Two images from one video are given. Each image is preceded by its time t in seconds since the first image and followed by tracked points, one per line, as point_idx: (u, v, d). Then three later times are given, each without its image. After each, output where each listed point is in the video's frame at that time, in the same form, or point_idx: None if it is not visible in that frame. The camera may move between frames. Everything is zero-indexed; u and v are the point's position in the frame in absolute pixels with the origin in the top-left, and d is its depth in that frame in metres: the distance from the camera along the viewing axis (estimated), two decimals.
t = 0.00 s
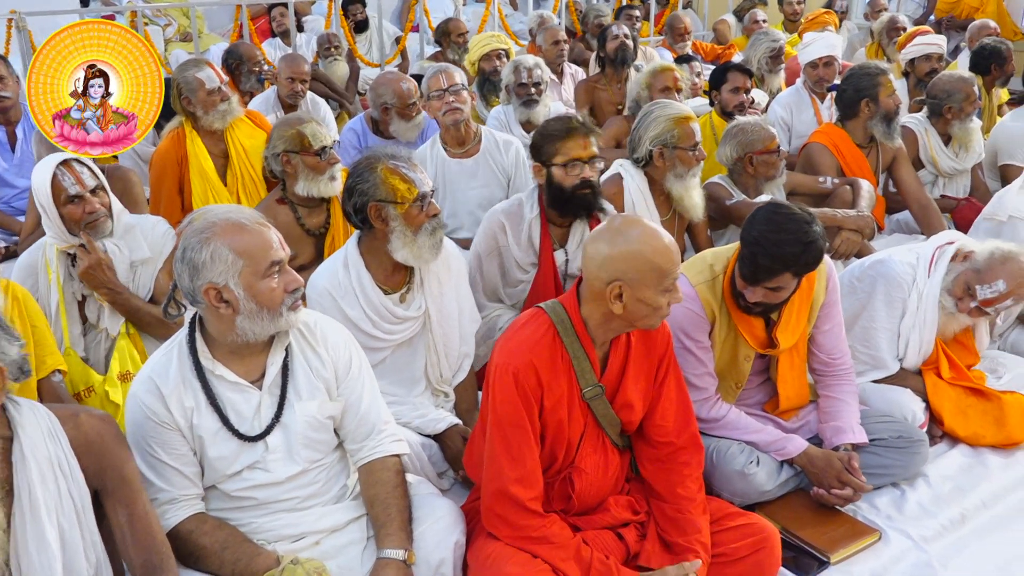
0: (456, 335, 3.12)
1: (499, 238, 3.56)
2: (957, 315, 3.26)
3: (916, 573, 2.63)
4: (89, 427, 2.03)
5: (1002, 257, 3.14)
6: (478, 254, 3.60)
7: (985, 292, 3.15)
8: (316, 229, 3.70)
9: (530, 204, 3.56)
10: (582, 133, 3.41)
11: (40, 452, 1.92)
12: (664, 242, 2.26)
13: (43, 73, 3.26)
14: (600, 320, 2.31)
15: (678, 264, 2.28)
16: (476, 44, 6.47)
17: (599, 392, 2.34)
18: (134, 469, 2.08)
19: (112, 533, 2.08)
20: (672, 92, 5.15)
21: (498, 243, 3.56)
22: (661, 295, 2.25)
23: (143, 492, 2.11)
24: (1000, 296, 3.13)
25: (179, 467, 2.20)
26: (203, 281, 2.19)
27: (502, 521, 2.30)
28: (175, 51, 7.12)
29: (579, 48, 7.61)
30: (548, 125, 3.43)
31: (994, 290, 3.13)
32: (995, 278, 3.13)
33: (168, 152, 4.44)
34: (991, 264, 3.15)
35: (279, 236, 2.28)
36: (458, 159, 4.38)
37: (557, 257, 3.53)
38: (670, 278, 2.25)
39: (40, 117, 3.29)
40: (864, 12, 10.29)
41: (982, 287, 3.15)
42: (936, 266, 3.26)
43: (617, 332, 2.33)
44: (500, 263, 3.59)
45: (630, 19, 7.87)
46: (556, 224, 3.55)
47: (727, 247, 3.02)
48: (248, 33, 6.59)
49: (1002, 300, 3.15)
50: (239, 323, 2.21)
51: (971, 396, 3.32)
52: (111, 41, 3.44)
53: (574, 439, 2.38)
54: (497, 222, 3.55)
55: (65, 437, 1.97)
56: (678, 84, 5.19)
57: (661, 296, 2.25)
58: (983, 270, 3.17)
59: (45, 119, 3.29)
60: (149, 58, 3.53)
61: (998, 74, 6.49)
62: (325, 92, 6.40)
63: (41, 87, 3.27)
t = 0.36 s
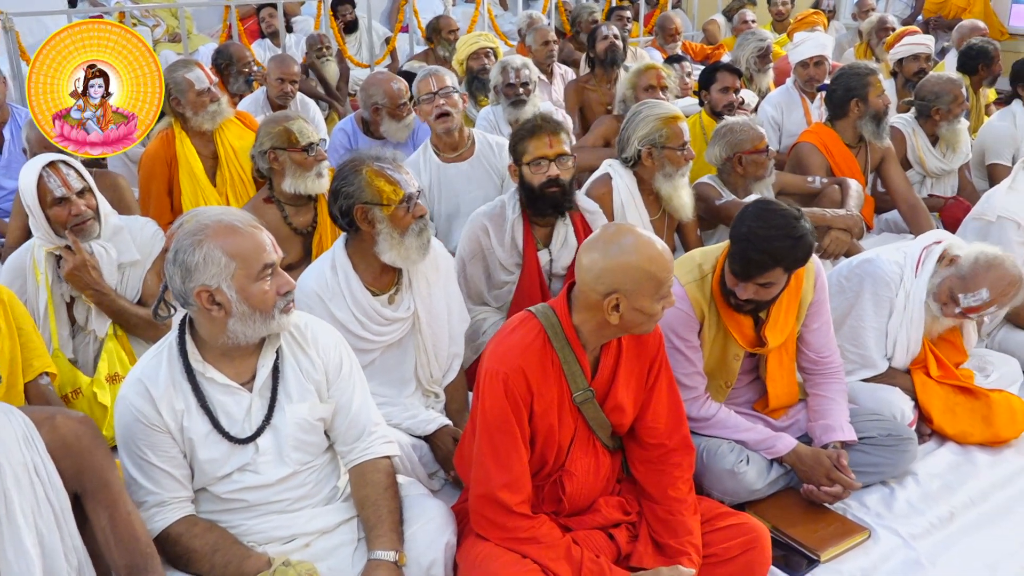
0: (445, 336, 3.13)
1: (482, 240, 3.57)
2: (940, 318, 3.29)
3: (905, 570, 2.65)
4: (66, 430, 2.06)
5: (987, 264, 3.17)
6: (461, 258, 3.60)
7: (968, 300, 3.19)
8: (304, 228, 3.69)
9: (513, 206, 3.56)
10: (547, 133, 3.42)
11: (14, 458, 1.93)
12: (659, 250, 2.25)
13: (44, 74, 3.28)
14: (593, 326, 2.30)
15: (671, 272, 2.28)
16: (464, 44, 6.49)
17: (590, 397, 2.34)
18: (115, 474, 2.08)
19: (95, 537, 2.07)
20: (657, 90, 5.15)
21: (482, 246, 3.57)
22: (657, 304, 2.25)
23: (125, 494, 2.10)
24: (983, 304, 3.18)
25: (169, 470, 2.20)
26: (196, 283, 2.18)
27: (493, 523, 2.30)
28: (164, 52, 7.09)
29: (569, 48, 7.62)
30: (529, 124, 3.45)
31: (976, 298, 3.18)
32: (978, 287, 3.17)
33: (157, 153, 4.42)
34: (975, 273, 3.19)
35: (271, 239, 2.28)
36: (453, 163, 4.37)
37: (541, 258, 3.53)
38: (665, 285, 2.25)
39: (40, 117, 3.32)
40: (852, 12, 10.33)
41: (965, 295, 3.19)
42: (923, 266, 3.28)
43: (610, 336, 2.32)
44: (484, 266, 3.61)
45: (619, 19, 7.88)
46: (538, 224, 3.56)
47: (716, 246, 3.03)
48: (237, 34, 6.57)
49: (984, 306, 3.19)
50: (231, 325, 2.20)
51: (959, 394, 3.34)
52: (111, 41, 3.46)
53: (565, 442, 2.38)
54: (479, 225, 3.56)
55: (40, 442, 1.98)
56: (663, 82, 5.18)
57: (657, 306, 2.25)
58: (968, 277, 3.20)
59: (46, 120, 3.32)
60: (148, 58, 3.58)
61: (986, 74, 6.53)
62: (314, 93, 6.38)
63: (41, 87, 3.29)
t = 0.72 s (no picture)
0: (436, 337, 3.13)
1: (473, 240, 3.58)
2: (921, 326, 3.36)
3: (896, 569, 2.66)
4: (63, 435, 2.02)
5: (966, 293, 3.14)
6: (453, 258, 3.59)
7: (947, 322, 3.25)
8: (295, 228, 3.68)
9: (503, 205, 3.56)
10: (530, 134, 3.41)
11: (12, 464, 1.92)
12: (654, 254, 2.24)
13: (44, 73, 3.18)
14: (587, 329, 2.29)
15: (667, 274, 2.27)
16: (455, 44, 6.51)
17: (583, 399, 2.34)
18: (111, 479, 2.07)
19: (90, 540, 2.06)
20: (644, 90, 5.14)
21: (472, 245, 3.58)
22: (652, 308, 2.24)
23: (120, 500, 2.09)
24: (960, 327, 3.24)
25: (160, 470, 2.19)
26: (189, 284, 2.17)
27: (485, 525, 2.30)
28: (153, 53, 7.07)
29: (559, 48, 7.63)
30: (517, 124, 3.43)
31: (954, 322, 3.23)
32: (955, 314, 3.20)
33: (146, 155, 4.40)
34: (953, 300, 3.18)
35: (265, 240, 2.27)
36: (443, 183, 4.35)
37: (531, 257, 3.53)
38: (660, 289, 2.24)
39: (40, 117, 3.22)
40: (842, 11, 10.37)
41: (943, 319, 3.24)
42: (914, 268, 3.26)
43: (603, 339, 2.31)
44: (475, 264, 3.60)
45: (609, 19, 7.89)
46: (528, 223, 3.54)
47: (709, 246, 3.04)
48: (226, 35, 6.55)
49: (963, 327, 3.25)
50: (224, 326, 2.19)
51: (949, 393, 3.36)
52: (110, 41, 3.36)
53: (557, 444, 2.38)
54: (470, 224, 3.56)
55: (37, 447, 1.97)
56: (649, 81, 5.17)
57: (652, 310, 2.24)
58: (947, 303, 3.20)
59: (45, 119, 3.23)
60: (148, 58, 3.50)
61: (974, 73, 6.56)
62: (305, 94, 6.37)
63: (41, 87, 3.20)
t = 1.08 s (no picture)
0: (428, 336, 3.13)
1: (466, 240, 3.57)
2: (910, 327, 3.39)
3: (888, 567, 2.66)
4: (64, 440, 2.01)
5: (963, 301, 3.15)
6: (444, 256, 3.59)
7: (938, 326, 3.28)
8: (288, 229, 3.67)
9: (496, 204, 3.56)
10: (530, 135, 3.40)
11: (13, 471, 1.90)
12: (648, 256, 2.24)
13: (44, 74, 2.90)
14: (580, 330, 2.29)
15: (660, 277, 2.27)
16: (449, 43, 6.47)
17: (576, 400, 2.34)
18: (109, 481, 2.06)
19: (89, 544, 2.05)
20: (633, 90, 5.15)
21: (465, 244, 3.56)
22: (645, 310, 2.25)
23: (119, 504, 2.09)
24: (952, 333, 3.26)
25: (152, 471, 2.18)
26: (183, 285, 2.16)
27: (478, 526, 2.30)
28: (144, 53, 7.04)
29: (551, 48, 7.64)
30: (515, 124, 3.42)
31: (944, 327, 3.26)
32: (948, 321, 3.23)
33: (137, 155, 4.38)
34: (946, 307, 3.21)
35: (259, 241, 2.27)
36: (436, 184, 4.34)
37: (524, 255, 3.53)
38: (653, 292, 2.25)
39: (39, 117, 2.94)
40: (832, 12, 10.41)
41: (936, 322, 3.26)
42: (906, 268, 3.28)
43: (595, 340, 2.31)
44: (467, 264, 3.60)
45: (600, 20, 7.89)
46: (523, 222, 3.53)
47: (703, 245, 3.04)
48: (217, 35, 6.53)
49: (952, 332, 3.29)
50: (217, 327, 2.19)
51: (939, 392, 3.36)
52: (111, 41, 3.07)
53: (550, 445, 2.38)
54: (464, 222, 3.55)
55: (39, 454, 1.96)
56: (639, 82, 5.18)
57: (645, 312, 2.25)
58: (942, 307, 3.22)
59: (45, 120, 2.94)
60: (149, 58, 3.18)
61: (964, 73, 6.59)
62: (296, 95, 6.35)
63: (41, 87, 2.91)
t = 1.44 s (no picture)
0: (419, 336, 3.12)
1: (458, 239, 3.56)
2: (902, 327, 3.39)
3: (879, 565, 2.67)
4: (47, 442, 2.01)
5: (955, 301, 3.16)
6: (437, 256, 3.59)
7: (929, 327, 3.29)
8: (278, 230, 3.65)
9: (489, 203, 3.56)
10: (529, 137, 3.39)
11: None
12: (640, 257, 2.25)
13: (44, 73, 3.06)
14: (572, 332, 2.28)
15: (652, 278, 2.27)
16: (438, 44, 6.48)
17: (568, 400, 2.34)
18: (95, 484, 2.05)
19: (75, 548, 2.04)
20: (624, 91, 5.15)
21: (457, 244, 3.56)
22: (637, 311, 2.25)
23: (106, 505, 2.07)
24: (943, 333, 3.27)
25: (143, 474, 2.17)
26: (174, 287, 2.15)
27: (470, 527, 2.30)
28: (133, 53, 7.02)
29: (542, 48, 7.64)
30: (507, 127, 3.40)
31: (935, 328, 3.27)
32: (940, 322, 3.24)
33: (127, 155, 4.37)
34: (937, 309, 3.22)
35: (250, 243, 2.26)
36: (424, 166, 4.35)
37: (515, 255, 3.52)
38: (645, 293, 2.24)
39: (39, 118, 3.09)
40: (822, 11, 10.45)
41: (928, 323, 3.27)
42: (897, 267, 3.28)
43: (586, 341, 2.31)
44: (460, 264, 3.59)
45: (591, 20, 7.90)
46: (515, 222, 3.52)
47: (694, 245, 3.05)
48: (207, 35, 6.52)
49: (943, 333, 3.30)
50: (209, 330, 2.18)
51: (930, 390, 3.37)
52: (111, 41, 3.24)
53: (542, 445, 2.38)
54: (455, 223, 3.55)
55: (22, 456, 1.95)
56: (629, 82, 5.19)
57: (637, 313, 2.25)
58: (933, 306, 3.23)
59: (45, 120, 3.09)
60: (148, 58, 3.36)
61: (953, 73, 6.62)
62: (287, 95, 6.34)
63: (41, 87, 3.07)
